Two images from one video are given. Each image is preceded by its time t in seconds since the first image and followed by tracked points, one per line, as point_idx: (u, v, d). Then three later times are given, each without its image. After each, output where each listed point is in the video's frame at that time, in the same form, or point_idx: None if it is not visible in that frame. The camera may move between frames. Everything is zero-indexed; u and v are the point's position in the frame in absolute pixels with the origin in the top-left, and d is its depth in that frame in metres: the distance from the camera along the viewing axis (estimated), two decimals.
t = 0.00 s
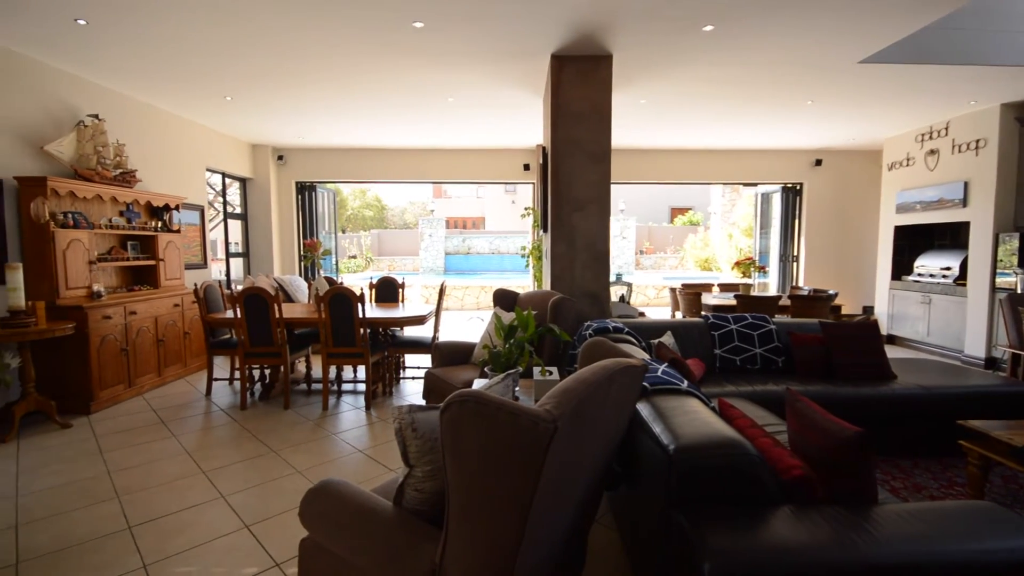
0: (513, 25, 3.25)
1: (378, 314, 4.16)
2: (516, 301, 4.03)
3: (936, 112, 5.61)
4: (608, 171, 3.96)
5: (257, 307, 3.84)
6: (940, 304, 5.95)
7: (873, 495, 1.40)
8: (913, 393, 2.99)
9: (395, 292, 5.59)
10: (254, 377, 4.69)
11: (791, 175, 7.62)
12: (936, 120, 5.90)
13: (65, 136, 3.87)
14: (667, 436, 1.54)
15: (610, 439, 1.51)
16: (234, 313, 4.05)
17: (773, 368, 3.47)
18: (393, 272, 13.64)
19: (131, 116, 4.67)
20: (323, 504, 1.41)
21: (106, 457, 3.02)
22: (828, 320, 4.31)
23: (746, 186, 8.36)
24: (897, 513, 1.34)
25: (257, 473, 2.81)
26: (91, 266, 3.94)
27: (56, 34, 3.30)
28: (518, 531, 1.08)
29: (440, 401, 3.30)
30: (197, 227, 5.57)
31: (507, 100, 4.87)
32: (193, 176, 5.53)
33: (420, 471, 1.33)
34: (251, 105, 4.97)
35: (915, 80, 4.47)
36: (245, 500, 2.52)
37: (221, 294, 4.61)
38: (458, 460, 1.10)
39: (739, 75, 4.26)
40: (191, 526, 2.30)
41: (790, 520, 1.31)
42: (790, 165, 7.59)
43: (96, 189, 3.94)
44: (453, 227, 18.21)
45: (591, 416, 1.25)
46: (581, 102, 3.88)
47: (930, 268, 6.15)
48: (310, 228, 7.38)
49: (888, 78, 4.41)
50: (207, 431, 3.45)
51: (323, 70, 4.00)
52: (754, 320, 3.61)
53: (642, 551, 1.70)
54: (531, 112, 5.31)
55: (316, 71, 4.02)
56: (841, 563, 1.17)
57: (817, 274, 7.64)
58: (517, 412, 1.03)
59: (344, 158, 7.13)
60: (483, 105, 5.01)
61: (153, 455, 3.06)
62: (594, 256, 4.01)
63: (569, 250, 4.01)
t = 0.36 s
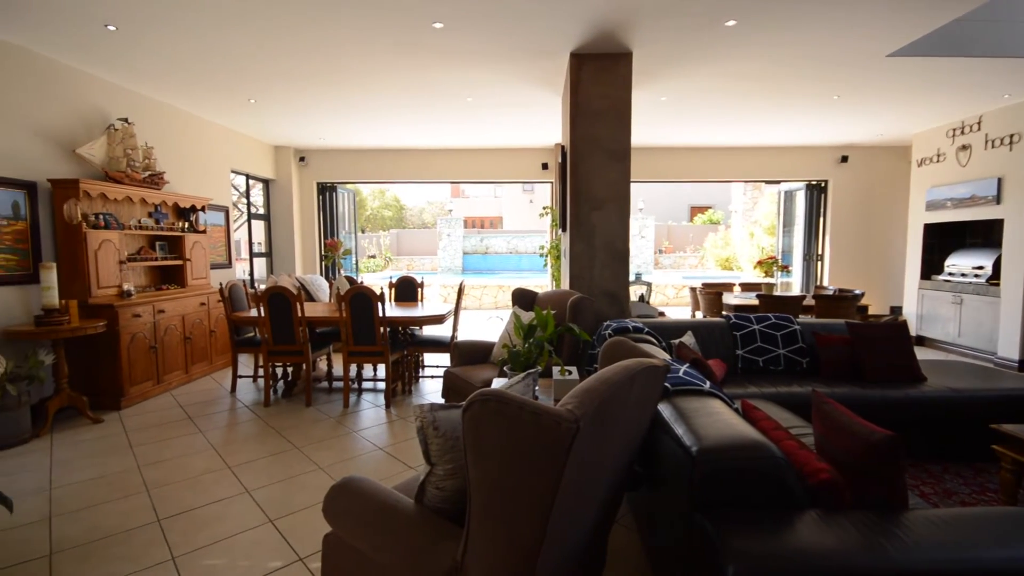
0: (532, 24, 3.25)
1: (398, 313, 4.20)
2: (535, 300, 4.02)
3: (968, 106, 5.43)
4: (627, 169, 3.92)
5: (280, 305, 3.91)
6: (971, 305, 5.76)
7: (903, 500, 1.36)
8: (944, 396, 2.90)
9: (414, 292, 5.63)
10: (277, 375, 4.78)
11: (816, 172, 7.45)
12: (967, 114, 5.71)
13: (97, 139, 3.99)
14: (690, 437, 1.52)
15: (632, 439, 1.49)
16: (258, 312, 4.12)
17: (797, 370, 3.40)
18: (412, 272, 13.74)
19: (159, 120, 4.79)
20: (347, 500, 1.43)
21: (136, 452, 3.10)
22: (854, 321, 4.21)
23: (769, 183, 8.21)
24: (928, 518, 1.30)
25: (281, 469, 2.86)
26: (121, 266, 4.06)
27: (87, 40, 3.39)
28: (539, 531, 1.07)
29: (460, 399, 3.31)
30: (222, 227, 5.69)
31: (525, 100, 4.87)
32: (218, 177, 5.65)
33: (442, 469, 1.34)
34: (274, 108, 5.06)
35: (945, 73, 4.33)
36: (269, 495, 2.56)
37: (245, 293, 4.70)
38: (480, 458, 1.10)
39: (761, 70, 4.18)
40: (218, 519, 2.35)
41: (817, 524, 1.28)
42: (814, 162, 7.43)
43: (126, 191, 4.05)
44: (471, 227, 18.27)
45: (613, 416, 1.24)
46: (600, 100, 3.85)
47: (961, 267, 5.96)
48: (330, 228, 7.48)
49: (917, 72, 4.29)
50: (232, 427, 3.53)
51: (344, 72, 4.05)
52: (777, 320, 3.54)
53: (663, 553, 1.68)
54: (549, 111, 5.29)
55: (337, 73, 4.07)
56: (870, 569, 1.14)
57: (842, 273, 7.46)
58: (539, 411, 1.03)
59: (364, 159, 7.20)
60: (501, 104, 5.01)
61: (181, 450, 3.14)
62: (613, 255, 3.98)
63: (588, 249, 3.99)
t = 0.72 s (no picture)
0: (550, 23, 3.24)
1: (417, 313, 4.23)
2: (553, 300, 4.01)
3: (1002, 100, 5.25)
4: (647, 168, 3.89)
5: (303, 304, 3.97)
6: (1004, 306, 5.55)
7: (935, 506, 1.32)
8: (977, 399, 2.81)
9: (433, 291, 5.67)
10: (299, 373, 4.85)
11: (841, 169, 7.28)
12: (1001, 109, 5.52)
13: (127, 143, 4.12)
14: (713, 439, 1.50)
15: (653, 440, 1.48)
16: (281, 311, 4.20)
17: (821, 372, 3.33)
18: (430, 272, 13.83)
19: (186, 123, 4.91)
20: (369, 497, 1.45)
21: (165, 447, 3.19)
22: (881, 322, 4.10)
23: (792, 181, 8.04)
24: (962, 525, 1.25)
25: (303, 466, 2.90)
26: (149, 266, 4.17)
27: (117, 46, 3.50)
28: (560, 532, 1.07)
29: (478, 399, 3.32)
30: (246, 228, 5.81)
31: (543, 99, 4.86)
32: (242, 179, 5.76)
33: (463, 468, 1.35)
34: (296, 110, 5.14)
35: (977, 67, 4.19)
36: (292, 491, 2.61)
37: (268, 292, 4.79)
38: (501, 457, 1.10)
39: (784, 66, 4.10)
40: (243, 514, 2.40)
41: (845, 529, 1.25)
42: (838, 159, 7.26)
43: (154, 193, 4.16)
44: (488, 227, 18.32)
45: (635, 416, 1.23)
46: (619, 98, 3.82)
47: (992, 268, 5.77)
48: (350, 228, 7.57)
49: (947, 66, 4.16)
50: (256, 424, 3.60)
51: (364, 74, 4.10)
52: (801, 321, 3.47)
53: (685, 556, 1.66)
54: (567, 110, 5.27)
55: (357, 75, 4.12)
56: None
57: (868, 273, 7.28)
58: (561, 411, 1.02)
59: (383, 160, 7.27)
60: (520, 104, 5.01)
61: (207, 446, 3.21)
62: (632, 255, 3.95)
63: (607, 249, 3.96)
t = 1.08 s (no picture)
0: (569, 22, 3.23)
1: (436, 312, 4.26)
2: (571, 300, 3.99)
3: None
4: (667, 167, 3.85)
5: (324, 304, 4.03)
6: None
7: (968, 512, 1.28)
8: (1011, 404, 2.72)
9: (452, 291, 5.71)
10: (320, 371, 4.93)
11: (867, 167, 7.10)
12: None
13: (155, 146, 4.24)
14: (735, 442, 1.47)
15: (674, 443, 1.46)
16: (303, 310, 4.27)
17: (847, 374, 3.25)
18: (448, 272, 13.92)
19: (212, 126, 5.02)
20: (390, 495, 1.46)
21: (191, 442, 3.27)
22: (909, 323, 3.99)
23: (816, 179, 7.88)
24: (996, 533, 1.21)
25: (324, 463, 2.95)
26: (177, 266, 4.28)
27: (147, 52, 3.60)
28: (581, 533, 1.06)
29: (497, 398, 3.33)
30: (269, 228, 5.92)
31: (562, 99, 4.84)
32: (266, 181, 5.87)
33: (483, 467, 1.35)
34: (317, 112, 5.22)
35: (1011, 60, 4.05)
36: (314, 488, 2.65)
37: (291, 292, 4.87)
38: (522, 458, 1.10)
39: (807, 62, 4.02)
40: (266, 509, 2.44)
41: (872, 535, 1.23)
42: (864, 157, 7.08)
43: (181, 195, 4.27)
44: (506, 226, 18.34)
45: (656, 418, 1.22)
46: (639, 97, 3.79)
47: None
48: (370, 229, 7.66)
49: (978, 60, 4.03)
50: (279, 421, 3.66)
51: (383, 76, 4.14)
52: (826, 322, 3.39)
53: (706, 560, 1.64)
54: (586, 110, 5.25)
55: (377, 77, 4.17)
56: None
57: (895, 273, 7.09)
58: (581, 412, 1.02)
59: (402, 161, 7.34)
60: (538, 104, 5.00)
61: (231, 442, 3.28)
62: (652, 255, 3.91)
63: (626, 249, 3.93)
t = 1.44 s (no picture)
0: (589, 22, 3.22)
1: (454, 312, 4.28)
2: (590, 301, 3.98)
3: None
4: (686, 167, 3.81)
5: (344, 303, 4.09)
6: None
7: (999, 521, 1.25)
8: None
9: (470, 291, 5.73)
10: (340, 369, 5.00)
11: (894, 165, 6.92)
12: None
13: (183, 149, 4.34)
14: (757, 445, 1.45)
15: (695, 445, 1.45)
16: (324, 309, 4.33)
17: (873, 377, 3.18)
18: (466, 272, 13.99)
19: (237, 129, 5.13)
20: (412, 493, 1.48)
21: (217, 438, 3.35)
22: (937, 325, 3.89)
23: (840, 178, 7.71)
24: None
25: (345, 460, 2.99)
26: (204, 265, 4.38)
27: (176, 57, 3.70)
28: (600, 535, 1.06)
29: (516, 398, 3.33)
30: (291, 229, 6.02)
31: (580, 98, 4.82)
32: (288, 182, 5.98)
33: (503, 467, 1.36)
34: (338, 115, 5.29)
35: None
36: (335, 484, 2.69)
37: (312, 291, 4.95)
38: (543, 457, 1.11)
39: (831, 58, 3.94)
40: (290, 505, 2.49)
41: (899, 543, 1.20)
42: (891, 154, 6.90)
43: (208, 197, 4.37)
44: (523, 226, 18.33)
45: (678, 419, 1.21)
46: (658, 96, 3.76)
47: None
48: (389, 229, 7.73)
49: (1012, 54, 3.89)
50: (301, 418, 3.73)
51: (403, 79, 4.19)
52: (851, 324, 3.32)
53: (727, 563, 1.62)
54: (604, 109, 5.22)
55: (396, 80, 4.22)
56: None
57: (923, 274, 6.90)
58: (602, 413, 1.02)
59: (421, 161, 7.39)
60: (556, 104, 5.00)
61: (255, 438, 3.35)
62: (671, 256, 3.88)
63: (645, 249, 3.90)
